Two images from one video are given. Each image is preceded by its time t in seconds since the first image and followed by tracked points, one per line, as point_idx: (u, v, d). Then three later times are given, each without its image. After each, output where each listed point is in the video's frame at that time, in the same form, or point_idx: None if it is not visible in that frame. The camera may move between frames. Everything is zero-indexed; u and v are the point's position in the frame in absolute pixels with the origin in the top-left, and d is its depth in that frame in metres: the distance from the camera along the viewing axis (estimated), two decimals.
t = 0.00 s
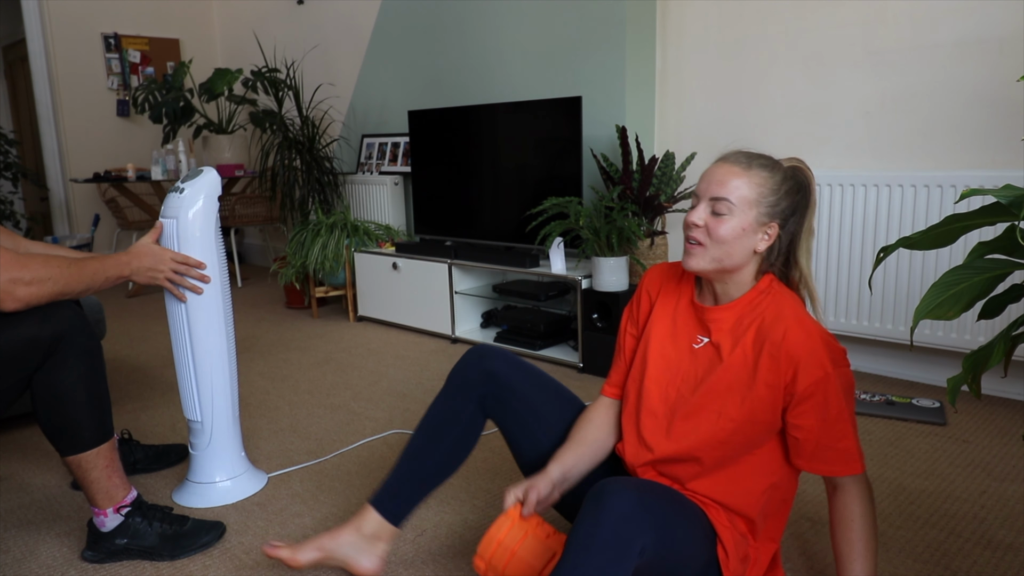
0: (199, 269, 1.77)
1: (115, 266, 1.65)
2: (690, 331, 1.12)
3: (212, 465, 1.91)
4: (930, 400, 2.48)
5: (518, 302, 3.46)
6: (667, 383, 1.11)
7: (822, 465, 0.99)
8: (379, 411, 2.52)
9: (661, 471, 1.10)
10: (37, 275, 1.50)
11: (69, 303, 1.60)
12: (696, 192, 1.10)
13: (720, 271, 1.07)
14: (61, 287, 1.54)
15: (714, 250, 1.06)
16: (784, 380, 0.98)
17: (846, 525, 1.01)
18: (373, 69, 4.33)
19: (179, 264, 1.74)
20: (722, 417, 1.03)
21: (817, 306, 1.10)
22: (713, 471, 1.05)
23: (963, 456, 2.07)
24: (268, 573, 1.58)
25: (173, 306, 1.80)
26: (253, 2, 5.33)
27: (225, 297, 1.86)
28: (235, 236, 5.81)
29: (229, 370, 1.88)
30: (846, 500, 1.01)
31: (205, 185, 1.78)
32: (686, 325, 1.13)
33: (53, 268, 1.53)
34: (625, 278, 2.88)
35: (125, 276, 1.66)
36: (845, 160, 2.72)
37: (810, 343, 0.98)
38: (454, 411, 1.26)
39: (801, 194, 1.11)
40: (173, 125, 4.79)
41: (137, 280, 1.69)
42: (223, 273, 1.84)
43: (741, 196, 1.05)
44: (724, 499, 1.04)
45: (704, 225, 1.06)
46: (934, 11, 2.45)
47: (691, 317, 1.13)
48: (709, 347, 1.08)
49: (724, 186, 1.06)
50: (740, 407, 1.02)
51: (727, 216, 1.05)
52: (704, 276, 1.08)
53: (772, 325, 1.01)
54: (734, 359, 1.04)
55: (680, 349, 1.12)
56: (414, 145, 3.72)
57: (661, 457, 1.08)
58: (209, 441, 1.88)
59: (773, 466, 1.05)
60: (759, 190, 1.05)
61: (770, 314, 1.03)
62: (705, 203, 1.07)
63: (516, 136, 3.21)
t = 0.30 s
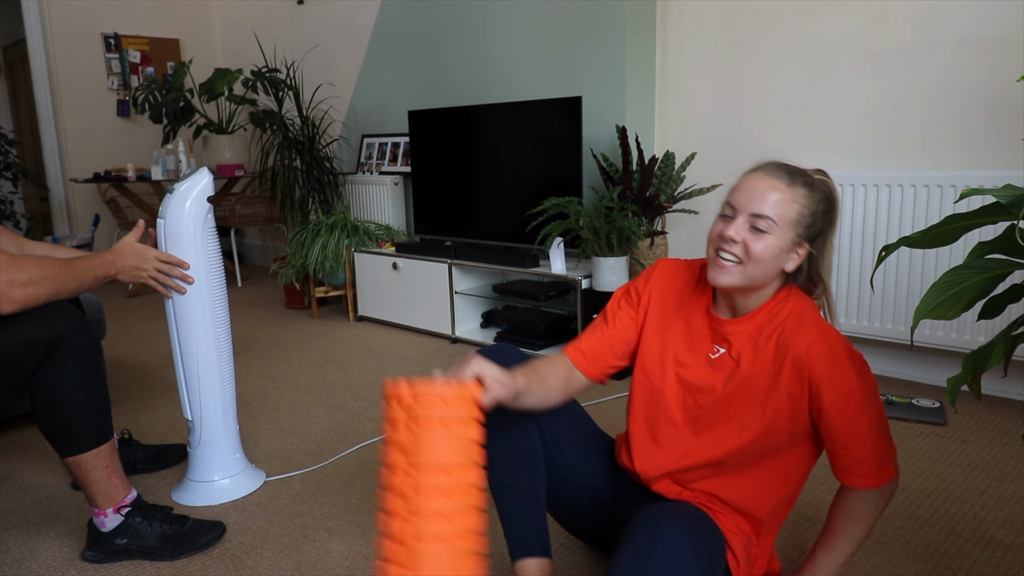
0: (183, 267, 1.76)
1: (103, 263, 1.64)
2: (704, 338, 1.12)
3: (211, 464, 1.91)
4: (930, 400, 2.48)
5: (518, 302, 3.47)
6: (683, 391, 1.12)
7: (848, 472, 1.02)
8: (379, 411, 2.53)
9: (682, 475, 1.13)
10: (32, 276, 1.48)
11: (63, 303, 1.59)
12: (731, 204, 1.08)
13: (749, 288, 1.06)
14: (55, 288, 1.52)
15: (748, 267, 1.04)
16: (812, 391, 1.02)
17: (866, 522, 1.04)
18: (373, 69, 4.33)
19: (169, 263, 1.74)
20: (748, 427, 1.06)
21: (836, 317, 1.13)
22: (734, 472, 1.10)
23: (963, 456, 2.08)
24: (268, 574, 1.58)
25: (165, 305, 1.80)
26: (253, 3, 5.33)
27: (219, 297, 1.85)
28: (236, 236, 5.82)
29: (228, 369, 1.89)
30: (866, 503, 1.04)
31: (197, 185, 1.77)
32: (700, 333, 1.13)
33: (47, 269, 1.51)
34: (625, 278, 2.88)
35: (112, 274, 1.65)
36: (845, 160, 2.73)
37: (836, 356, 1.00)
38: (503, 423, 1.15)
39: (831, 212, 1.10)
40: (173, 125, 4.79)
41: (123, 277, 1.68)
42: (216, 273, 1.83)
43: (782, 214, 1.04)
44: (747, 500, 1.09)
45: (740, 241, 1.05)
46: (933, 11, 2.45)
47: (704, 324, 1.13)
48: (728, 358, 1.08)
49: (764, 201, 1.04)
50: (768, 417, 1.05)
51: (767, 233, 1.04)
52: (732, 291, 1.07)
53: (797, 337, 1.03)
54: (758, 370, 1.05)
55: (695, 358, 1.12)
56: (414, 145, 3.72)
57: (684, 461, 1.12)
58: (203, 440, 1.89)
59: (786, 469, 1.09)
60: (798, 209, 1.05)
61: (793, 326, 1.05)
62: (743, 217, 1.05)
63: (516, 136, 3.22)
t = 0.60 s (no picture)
0: (186, 266, 1.76)
1: (104, 267, 1.65)
2: (716, 355, 1.09)
3: (211, 464, 1.91)
4: (930, 400, 2.48)
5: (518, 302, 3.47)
6: (697, 410, 1.09)
7: (859, 481, 1.08)
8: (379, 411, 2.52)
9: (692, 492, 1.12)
10: (31, 277, 1.48)
11: (62, 304, 1.59)
12: (757, 217, 1.04)
13: (774, 304, 1.05)
14: (56, 290, 1.53)
15: (777, 283, 1.02)
16: (832, 406, 1.06)
17: (859, 523, 1.11)
18: (373, 69, 4.33)
19: (171, 263, 1.74)
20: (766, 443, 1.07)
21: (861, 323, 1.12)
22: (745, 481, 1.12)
23: (963, 456, 2.08)
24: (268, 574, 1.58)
25: (167, 303, 1.80)
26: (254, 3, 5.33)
27: (221, 297, 1.85)
28: (236, 236, 5.82)
29: (229, 369, 1.89)
30: (863, 505, 1.10)
31: (200, 185, 1.77)
32: (713, 349, 1.09)
33: (48, 271, 1.51)
34: (626, 278, 2.88)
35: (114, 276, 1.66)
36: (845, 160, 2.73)
37: (856, 370, 1.04)
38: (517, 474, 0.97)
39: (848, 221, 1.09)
40: (173, 125, 4.79)
41: (127, 280, 1.69)
42: (218, 273, 1.83)
43: (811, 230, 1.02)
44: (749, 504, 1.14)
45: (769, 257, 1.02)
46: (933, 11, 2.46)
47: (716, 339, 1.10)
48: (744, 375, 1.07)
49: (793, 216, 1.02)
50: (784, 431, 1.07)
51: (795, 249, 1.02)
52: (755, 308, 1.05)
53: (817, 354, 1.05)
54: (778, 387, 1.06)
55: (711, 375, 1.09)
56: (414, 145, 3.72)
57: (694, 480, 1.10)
58: (203, 439, 1.88)
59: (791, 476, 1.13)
60: (825, 224, 1.04)
61: (811, 344, 1.06)
62: (772, 231, 1.03)
63: (516, 136, 3.22)
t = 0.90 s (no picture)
0: (192, 267, 1.76)
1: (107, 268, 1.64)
2: (723, 387, 0.84)
3: (211, 464, 1.91)
4: (930, 400, 2.47)
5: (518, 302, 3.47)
6: (708, 457, 0.85)
7: (857, 459, 1.00)
8: (379, 411, 2.52)
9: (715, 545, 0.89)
10: (29, 278, 1.49)
11: (61, 304, 1.59)
12: (766, 204, 0.81)
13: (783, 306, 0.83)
14: (53, 292, 1.53)
15: (792, 282, 0.81)
16: (835, 405, 0.93)
17: (838, 506, 1.08)
18: (373, 69, 4.33)
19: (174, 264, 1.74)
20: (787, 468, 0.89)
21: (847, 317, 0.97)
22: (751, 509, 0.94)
23: (963, 456, 2.07)
24: (268, 573, 1.58)
25: (167, 304, 1.81)
26: (254, 3, 5.33)
27: (221, 297, 1.85)
28: (236, 236, 5.81)
29: (230, 369, 1.89)
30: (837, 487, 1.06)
31: (200, 186, 1.77)
32: (717, 382, 0.84)
33: (46, 272, 1.52)
34: (625, 278, 2.89)
35: (116, 279, 1.64)
36: (845, 160, 2.73)
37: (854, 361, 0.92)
38: None
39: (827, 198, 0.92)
40: (173, 125, 4.79)
41: (128, 283, 1.66)
42: (218, 274, 1.83)
43: (822, 211, 0.83)
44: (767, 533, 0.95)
45: (786, 252, 0.80)
46: (933, 11, 2.46)
47: (719, 367, 0.84)
48: (757, 403, 0.85)
49: (800, 197, 0.81)
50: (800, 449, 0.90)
51: (809, 237, 0.82)
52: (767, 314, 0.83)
53: (823, 350, 0.90)
54: (792, 404, 0.87)
55: (722, 412, 0.84)
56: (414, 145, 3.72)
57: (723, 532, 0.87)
58: (204, 440, 1.88)
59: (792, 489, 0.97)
60: (830, 203, 0.84)
61: (816, 342, 0.90)
62: (784, 220, 0.80)
63: (516, 136, 3.22)
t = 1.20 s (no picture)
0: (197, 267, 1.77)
1: (112, 269, 1.65)
2: (655, 380, 0.73)
3: (211, 464, 1.91)
4: (930, 399, 2.47)
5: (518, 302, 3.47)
6: (642, 465, 0.72)
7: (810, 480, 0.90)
8: (379, 411, 2.52)
9: (664, 573, 0.76)
10: (31, 279, 1.50)
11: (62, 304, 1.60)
12: (683, 201, 0.71)
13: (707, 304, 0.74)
14: (57, 292, 1.54)
15: (718, 281, 0.72)
16: (785, 407, 0.81)
17: (813, 513, 0.95)
18: (373, 69, 4.33)
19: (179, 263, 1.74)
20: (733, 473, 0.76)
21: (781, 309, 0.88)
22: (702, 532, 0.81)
23: (963, 456, 2.07)
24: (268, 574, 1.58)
25: (167, 302, 1.80)
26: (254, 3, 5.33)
27: (221, 297, 1.85)
28: (236, 236, 5.81)
29: (229, 369, 1.89)
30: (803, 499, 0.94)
31: (200, 186, 1.77)
32: (647, 376, 0.73)
33: (50, 273, 1.53)
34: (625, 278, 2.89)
35: (121, 280, 1.65)
36: (845, 159, 2.72)
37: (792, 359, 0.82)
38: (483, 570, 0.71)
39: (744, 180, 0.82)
40: (173, 125, 4.79)
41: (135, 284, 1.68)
42: (218, 274, 1.83)
43: (742, 205, 0.73)
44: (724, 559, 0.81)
45: (708, 251, 0.70)
46: (933, 11, 2.45)
47: (647, 360, 0.73)
48: (691, 398, 0.73)
49: (716, 190, 0.71)
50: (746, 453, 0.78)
51: (730, 231, 0.72)
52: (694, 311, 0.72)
53: (757, 347, 0.79)
54: (734, 400, 0.76)
55: (655, 408, 0.72)
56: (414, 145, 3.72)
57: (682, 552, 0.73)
58: (203, 440, 1.88)
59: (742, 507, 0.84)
60: (750, 196, 0.75)
61: (750, 337, 0.79)
62: (703, 216, 0.71)
63: (516, 136, 3.22)
